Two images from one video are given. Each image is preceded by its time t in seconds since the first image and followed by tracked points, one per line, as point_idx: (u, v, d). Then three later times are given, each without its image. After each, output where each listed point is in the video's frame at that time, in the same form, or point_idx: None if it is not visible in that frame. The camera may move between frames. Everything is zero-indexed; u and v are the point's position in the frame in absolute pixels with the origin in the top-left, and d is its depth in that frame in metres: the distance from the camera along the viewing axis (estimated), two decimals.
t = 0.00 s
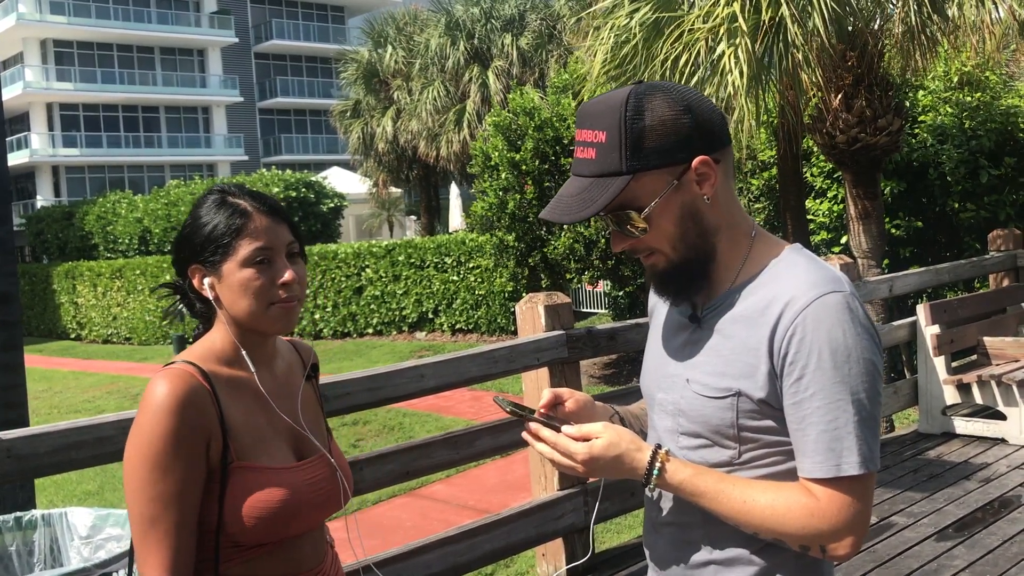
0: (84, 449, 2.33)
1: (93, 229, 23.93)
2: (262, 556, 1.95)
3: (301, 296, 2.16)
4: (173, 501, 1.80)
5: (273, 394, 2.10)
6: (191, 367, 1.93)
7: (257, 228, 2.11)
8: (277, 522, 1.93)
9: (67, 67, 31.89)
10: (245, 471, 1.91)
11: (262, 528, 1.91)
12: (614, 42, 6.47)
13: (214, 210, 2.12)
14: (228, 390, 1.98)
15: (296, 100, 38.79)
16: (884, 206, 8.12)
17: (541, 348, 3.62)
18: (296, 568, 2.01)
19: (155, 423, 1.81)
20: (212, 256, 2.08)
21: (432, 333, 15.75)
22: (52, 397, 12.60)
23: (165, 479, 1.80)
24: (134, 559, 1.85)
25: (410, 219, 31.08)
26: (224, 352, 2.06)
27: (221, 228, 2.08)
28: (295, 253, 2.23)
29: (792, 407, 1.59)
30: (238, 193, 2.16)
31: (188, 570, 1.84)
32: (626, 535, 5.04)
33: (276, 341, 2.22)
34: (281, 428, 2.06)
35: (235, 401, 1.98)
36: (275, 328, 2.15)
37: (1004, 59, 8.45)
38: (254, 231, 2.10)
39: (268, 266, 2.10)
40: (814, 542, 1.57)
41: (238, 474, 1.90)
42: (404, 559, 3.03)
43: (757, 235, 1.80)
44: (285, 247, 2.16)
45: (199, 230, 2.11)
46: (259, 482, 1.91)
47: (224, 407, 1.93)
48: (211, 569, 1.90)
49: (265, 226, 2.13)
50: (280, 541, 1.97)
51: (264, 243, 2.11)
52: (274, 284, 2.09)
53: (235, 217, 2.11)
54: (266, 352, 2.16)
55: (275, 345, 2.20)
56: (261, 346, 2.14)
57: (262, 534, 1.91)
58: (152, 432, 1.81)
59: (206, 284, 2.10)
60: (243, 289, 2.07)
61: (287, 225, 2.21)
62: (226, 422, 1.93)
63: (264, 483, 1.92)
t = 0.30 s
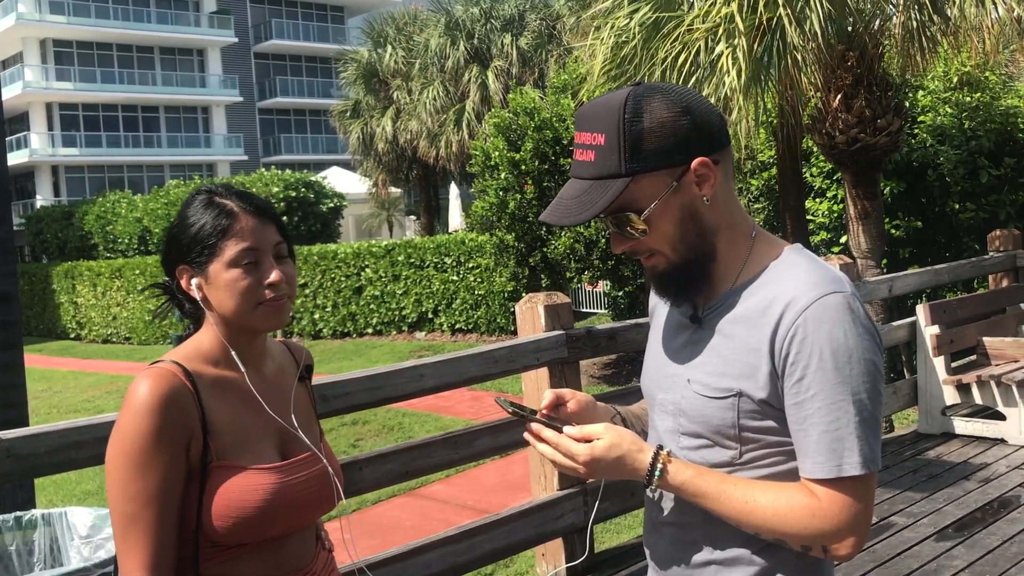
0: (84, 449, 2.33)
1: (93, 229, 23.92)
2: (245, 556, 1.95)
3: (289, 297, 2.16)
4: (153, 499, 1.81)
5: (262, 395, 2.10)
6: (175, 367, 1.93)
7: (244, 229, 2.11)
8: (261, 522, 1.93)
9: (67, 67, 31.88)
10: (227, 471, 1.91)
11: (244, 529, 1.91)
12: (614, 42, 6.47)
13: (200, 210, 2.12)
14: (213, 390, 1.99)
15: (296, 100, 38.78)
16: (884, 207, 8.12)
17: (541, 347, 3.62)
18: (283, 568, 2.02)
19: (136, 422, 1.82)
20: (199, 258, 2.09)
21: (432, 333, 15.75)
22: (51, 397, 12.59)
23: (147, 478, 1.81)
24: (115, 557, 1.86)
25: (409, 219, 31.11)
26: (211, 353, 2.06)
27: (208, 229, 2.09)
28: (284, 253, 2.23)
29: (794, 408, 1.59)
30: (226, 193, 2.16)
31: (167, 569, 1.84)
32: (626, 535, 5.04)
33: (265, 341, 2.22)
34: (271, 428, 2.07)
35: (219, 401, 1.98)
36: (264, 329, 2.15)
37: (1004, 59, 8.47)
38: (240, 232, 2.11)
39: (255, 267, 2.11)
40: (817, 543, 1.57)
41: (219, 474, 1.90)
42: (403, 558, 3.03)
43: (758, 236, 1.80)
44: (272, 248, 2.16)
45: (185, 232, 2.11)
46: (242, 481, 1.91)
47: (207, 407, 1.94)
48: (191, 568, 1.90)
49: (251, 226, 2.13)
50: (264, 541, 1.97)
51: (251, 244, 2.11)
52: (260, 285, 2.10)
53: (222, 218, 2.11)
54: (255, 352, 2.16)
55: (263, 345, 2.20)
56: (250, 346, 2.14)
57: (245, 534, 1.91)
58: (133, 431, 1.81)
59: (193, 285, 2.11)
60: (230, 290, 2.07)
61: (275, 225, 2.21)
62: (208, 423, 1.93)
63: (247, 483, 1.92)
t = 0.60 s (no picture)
0: (84, 449, 2.33)
1: (93, 228, 23.89)
2: (234, 556, 1.94)
3: (285, 297, 2.17)
4: (136, 497, 1.81)
5: (255, 395, 2.11)
6: (163, 366, 1.94)
7: (240, 229, 2.11)
8: (250, 522, 1.93)
9: (66, 67, 31.86)
10: (214, 470, 1.91)
11: (232, 528, 1.90)
12: (613, 42, 6.47)
13: (197, 211, 2.13)
14: (203, 390, 1.99)
15: (296, 99, 38.76)
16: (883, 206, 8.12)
17: (541, 347, 3.62)
18: (274, 568, 2.01)
19: (122, 421, 1.82)
20: (196, 258, 2.09)
21: (432, 333, 15.75)
22: (51, 397, 12.58)
23: (130, 476, 1.81)
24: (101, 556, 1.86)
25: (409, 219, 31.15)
26: (204, 355, 2.06)
27: (204, 230, 2.09)
28: (280, 254, 2.23)
29: (794, 407, 1.58)
30: (222, 194, 2.16)
31: (152, 567, 1.84)
32: (626, 535, 5.04)
33: (262, 341, 2.22)
34: (264, 428, 2.07)
35: (209, 401, 1.98)
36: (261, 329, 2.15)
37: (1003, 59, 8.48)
38: (237, 233, 2.11)
39: (251, 268, 2.11)
40: (817, 542, 1.57)
41: (206, 473, 1.90)
42: (402, 559, 3.02)
43: (758, 234, 1.80)
44: (269, 249, 2.16)
45: (181, 233, 2.11)
46: (231, 480, 1.91)
47: (193, 406, 1.94)
48: (176, 568, 1.90)
49: (248, 227, 2.13)
50: (256, 540, 1.97)
51: (247, 245, 2.11)
52: (255, 286, 2.10)
53: (219, 219, 2.11)
54: (250, 353, 2.16)
55: (259, 345, 2.20)
56: (245, 346, 2.14)
57: (233, 534, 1.91)
58: (118, 430, 1.82)
59: (189, 285, 2.11)
60: (226, 291, 2.07)
61: (272, 226, 2.21)
62: (197, 422, 1.93)
63: (235, 482, 1.91)
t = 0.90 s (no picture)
0: (84, 449, 2.33)
1: (92, 229, 23.89)
2: (235, 558, 1.94)
3: (288, 296, 2.17)
4: (134, 500, 1.82)
5: (257, 396, 2.11)
6: (163, 369, 1.94)
7: (241, 227, 2.12)
8: (250, 524, 1.93)
9: (66, 67, 31.87)
10: (214, 473, 1.92)
11: (232, 531, 1.91)
12: (614, 43, 6.46)
13: (198, 211, 2.14)
14: (202, 392, 1.99)
15: (295, 100, 38.75)
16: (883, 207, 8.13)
17: (540, 347, 3.63)
18: (276, 569, 2.01)
19: (121, 424, 1.83)
20: (197, 256, 2.10)
21: (432, 333, 15.76)
22: (51, 397, 12.58)
23: (128, 479, 1.82)
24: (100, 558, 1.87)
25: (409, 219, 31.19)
26: (205, 357, 2.06)
27: (206, 228, 2.10)
28: (281, 252, 2.23)
29: (794, 407, 1.59)
30: (224, 194, 2.18)
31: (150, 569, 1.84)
32: (626, 535, 5.05)
33: (264, 341, 2.22)
34: (264, 429, 2.07)
35: (209, 402, 1.99)
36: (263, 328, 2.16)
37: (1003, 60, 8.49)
38: (238, 230, 2.12)
39: (253, 266, 2.11)
40: (816, 542, 1.57)
41: (205, 476, 1.90)
42: (402, 560, 3.03)
43: (757, 235, 1.80)
44: (270, 247, 2.17)
45: (182, 232, 2.13)
46: (230, 482, 1.92)
47: (193, 408, 1.94)
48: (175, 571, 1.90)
49: (250, 224, 2.14)
50: (256, 542, 1.97)
51: (249, 242, 2.12)
52: (258, 284, 2.11)
53: (220, 218, 2.12)
54: (252, 353, 2.16)
55: (262, 345, 2.21)
56: (247, 345, 2.15)
57: (233, 536, 1.91)
58: (116, 434, 1.83)
59: (191, 284, 2.12)
60: (228, 288, 2.08)
61: (273, 225, 2.22)
62: (196, 424, 1.94)
63: (235, 484, 1.92)
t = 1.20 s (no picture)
0: (85, 449, 2.33)
1: (92, 229, 23.88)
2: (242, 559, 1.94)
3: (293, 295, 2.17)
4: (144, 503, 1.82)
5: (261, 397, 2.10)
6: (168, 370, 1.93)
7: (249, 228, 2.13)
8: (256, 525, 1.93)
9: (66, 67, 31.86)
10: (220, 475, 1.91)
11: (239, 532, 1.91)
12: (614, 43, 6.46)
13: (204, 211, 2.14)
14: (207, 392, 1.98)
15: (295, 100, 38.75)
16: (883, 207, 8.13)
17: (541, 347, 3.62)
18: (282, 569, 2.01)
19: (130, 428, 1.82)
20: (204, 255, 2.10)
21: (432, 333, 15.76)
22: (51, 397, 12.57)
23: (137, 483, 1.81)
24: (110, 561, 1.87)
25: (409, 219, 31.23)
26: (210, 357, 2.06)
27: (212, 228, 2.10)
28: (286, 253, 2.23)
29: (796, 406, 1.59)
30: (231, 194, 2.18)
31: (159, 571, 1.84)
32: (626, 535, 5.05)
33: (267, 341, 2.22)
34: (269, 429, 2.07)
35: (214, 403, 1.98)
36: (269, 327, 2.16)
37: (1003, 61, 8.49)
38: (246, 229, 2.12)
39: (260, 265, 2.12)
40: (819, 541, 1.57)
41: (211, 478, 1.90)
42: (402, 559, 3.03)
43: (761, 234, 1.80)
44: (277, 247, 2.17)
45: (188, 232, 2.13)
46: (238, 483, 1.92)
47: (200, 408, 1.94)
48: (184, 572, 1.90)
49: (257, 225, 2.14)
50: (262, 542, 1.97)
51: (256, 242, 2.12)
52: (266, 284, 2.11)
53: (228, 218, 2.12)
54: (257, 353, 2.16)
55: (266, 345, 2.21)
56: (251, 346, 2.15)
57: (239, 537, 1.91)
58: (125, 437, 1.82)
59: (197, 284, 2.11)
60: (235, 286, 2.08)
61: (278, 224, 2.22)
62: (201, 424, 1.93)
63: (241, 486, 1.92)
